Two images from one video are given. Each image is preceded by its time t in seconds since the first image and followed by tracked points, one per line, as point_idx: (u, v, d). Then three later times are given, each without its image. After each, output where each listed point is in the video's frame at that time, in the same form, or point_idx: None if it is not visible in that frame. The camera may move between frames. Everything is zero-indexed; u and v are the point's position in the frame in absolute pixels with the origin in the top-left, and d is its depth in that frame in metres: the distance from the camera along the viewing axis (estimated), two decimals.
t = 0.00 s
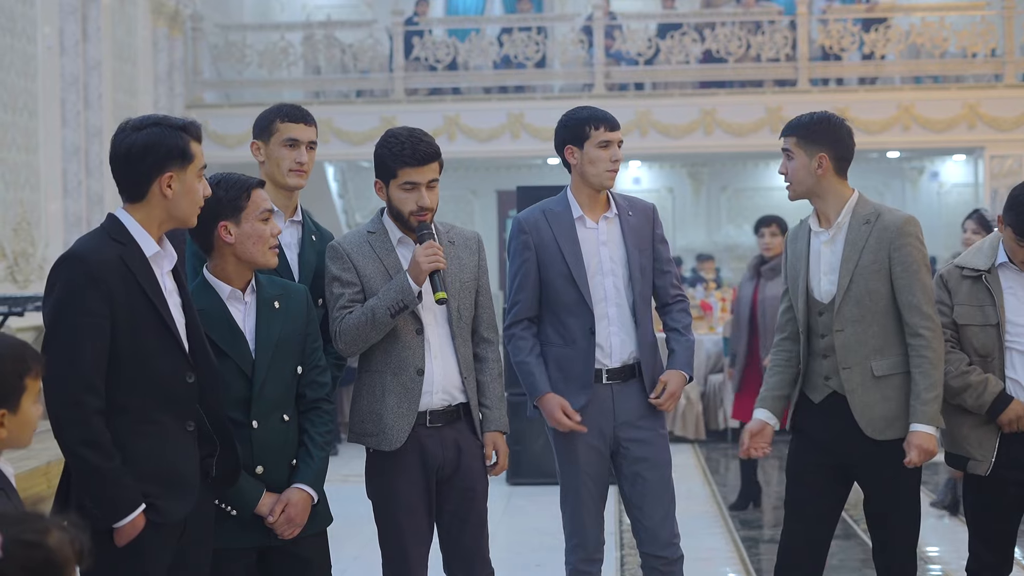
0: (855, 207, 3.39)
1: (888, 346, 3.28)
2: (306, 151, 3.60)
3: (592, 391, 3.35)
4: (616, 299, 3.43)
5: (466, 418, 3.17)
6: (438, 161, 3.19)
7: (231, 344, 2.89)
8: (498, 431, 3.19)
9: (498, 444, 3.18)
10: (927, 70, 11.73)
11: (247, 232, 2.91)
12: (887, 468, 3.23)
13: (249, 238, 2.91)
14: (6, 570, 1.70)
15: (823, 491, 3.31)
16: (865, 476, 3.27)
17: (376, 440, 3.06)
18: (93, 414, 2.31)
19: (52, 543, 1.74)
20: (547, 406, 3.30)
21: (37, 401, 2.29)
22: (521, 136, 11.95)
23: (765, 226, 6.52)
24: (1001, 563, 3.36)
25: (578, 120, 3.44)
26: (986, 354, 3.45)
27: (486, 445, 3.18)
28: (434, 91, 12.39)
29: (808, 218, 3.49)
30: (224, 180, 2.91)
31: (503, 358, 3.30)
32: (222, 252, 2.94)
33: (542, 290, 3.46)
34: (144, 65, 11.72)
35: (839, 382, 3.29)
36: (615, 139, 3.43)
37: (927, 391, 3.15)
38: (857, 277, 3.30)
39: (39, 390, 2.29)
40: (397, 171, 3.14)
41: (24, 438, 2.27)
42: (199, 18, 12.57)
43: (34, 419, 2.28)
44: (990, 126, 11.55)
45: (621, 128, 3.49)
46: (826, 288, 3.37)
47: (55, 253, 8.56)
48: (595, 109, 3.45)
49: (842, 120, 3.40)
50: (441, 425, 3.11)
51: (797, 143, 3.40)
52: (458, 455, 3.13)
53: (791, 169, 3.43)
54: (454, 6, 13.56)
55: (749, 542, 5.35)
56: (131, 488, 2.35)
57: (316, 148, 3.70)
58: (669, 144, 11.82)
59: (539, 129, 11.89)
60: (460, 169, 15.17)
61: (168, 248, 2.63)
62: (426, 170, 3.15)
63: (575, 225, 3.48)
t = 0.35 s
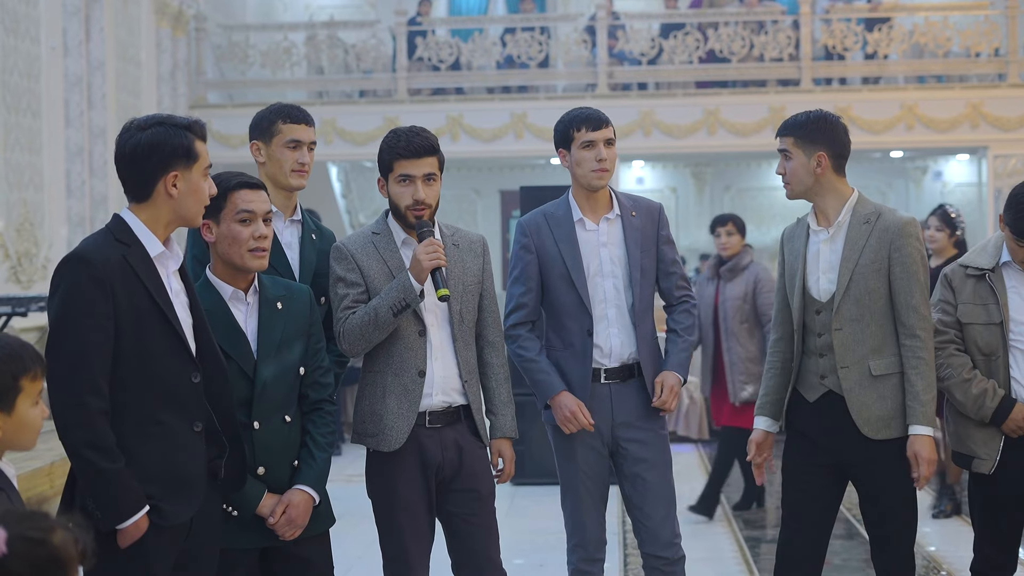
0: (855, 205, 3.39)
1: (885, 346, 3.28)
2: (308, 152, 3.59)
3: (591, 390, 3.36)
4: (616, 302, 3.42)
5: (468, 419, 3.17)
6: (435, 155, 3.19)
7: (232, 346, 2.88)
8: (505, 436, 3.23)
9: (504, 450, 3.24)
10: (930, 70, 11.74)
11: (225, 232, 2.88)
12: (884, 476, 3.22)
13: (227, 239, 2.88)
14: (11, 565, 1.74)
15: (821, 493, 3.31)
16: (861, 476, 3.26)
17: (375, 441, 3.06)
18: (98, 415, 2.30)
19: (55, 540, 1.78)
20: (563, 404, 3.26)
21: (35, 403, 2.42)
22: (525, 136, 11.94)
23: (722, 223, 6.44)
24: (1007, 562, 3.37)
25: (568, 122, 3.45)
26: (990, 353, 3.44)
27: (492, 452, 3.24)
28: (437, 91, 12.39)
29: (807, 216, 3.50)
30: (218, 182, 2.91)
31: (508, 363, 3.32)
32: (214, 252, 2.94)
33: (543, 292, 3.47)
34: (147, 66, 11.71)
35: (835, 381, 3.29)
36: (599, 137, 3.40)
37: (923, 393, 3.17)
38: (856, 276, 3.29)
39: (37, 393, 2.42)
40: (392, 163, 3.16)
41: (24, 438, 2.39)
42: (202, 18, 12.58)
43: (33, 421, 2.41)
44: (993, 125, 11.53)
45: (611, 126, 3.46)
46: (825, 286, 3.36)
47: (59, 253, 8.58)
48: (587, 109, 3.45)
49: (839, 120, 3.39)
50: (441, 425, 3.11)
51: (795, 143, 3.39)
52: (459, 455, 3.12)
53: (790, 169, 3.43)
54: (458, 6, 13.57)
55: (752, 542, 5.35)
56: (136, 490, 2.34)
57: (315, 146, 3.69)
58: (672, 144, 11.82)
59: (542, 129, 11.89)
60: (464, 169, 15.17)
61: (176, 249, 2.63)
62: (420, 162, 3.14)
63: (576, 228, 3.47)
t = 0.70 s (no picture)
0: (838, 207, 3.39)
1: (863, 347, 3.28)
2: (307, 152, 3.58)
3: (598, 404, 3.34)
4: (617, 304, 3.42)
5: (475, 421, 3.14)
6: (444, 152, 3.19)
7: (236, 347, 2.89)
8: (524, 432, 3.16)
9: (519, 445, 3.14)
10: (933, 70, 11.75)
11: (223, 230, 2.88)
12: (856, 480, 3.23)
13: (224, 238, 2.88)
14: (12, 567, 1.68)
15: (793, 493, 3.32)
16: (830, 476, 3.26)
17: (381, 440, 3.07)
18: (95, 415, 2.30)
19: (56, 541, 1.72)
20: (560, 433, 3.26)
21: (33, 405, 2.32)
22: (527, 137, 11.95)
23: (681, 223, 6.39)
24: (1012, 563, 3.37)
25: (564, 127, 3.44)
26: (994, 353, 3.44)
27: (505, 448, 3.14)
28: (440, 91, 12.40)
29: (791, 215, 3.49)
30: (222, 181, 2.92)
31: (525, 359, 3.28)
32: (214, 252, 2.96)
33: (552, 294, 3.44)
34: (150, 67, 11.72)
35: (810, 381, 3.29)
36: (593, 141, 3.38)
37: (896, 394, 3.16)
38: (837, 277, 3.29)
39: (35, 395, 2.33)
40: (402, 160, 3.16)
41: (20, 440, 2.29)
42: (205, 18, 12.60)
43: (31, 423, 2.31)
44: (995, 126, 11.54)
45: (607, 130, 3.43)
46: (806, 286, 3.35)
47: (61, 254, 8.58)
48: (584, 113, 3.42)
49: (825, 118, 3.38)
50: (449, 427, 3.11)
51: (785, 141, 3.38)
52: (466, 458, 3.11)
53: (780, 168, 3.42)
54: (460, 7, 13.58)
55: (755, 543, 5.35)
56: (134, 489, 2.34)
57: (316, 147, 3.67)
58: (675, 145, 11.82)
59: (545, 130, 11.89)
60: (466, 170, 15.18)
61: (184, 251, 2.63)
62: (429, 159, 3.14)
63: (578, 230, 3.47)
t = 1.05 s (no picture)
0: (821, 211, 3.38)
1: (839, 351, 3.27)
2: (310, 151, 3.58)
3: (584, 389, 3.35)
4: (617, 306, 3.42)
5: (499, 421, 3.13)
6: (465, 147, 3.17)
7: (241, 347, 2.88)
8: (535, 435, 3.09)
9: (530, 449, 3.09)
10: (936, 71, 11.75)
11: (228, 231, 2.89)
12: (835, 482, 3.22)
13: (228, 239, 2.89)
14: (16, 569, 1.66)
15: (763, 488, 3.31)
16: (805, 476, 3.26)
17: (403, 436, 3.09)
18: (103, 414, 2.30)
19: (62, 542, 1.71)
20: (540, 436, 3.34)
21: (35, 407, 2.25)
22: (530, 137, 11.94)
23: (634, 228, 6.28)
24: (1015, 564, 3.37)
25: (569, 126, 3.44)
26: (1000, 355, 3.44)
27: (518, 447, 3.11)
28: (443, 92, 12.40)
29: (770, 217, 3.48)
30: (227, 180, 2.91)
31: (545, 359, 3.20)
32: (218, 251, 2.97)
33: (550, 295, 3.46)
34: (154, 68, 11.75)
35: (785, 383, 3.28)
36: (594, 141, 3.38)
37: (875, 401, 3.16)
38: (816, 282, 3.29)
39: (38, 395, 2.25)
40: (423, 157, 3.15)
41: (21, 441, 2.21)
42: (209, 20, 12.62)
43: (32, 425, 2.23)
44: (999, 126, 11.54)
45: (608, 129, 3.41)
46: (785, 289, 3.35)
47: (65, 254, 8.60)
48: (588, 113, 3.42)
49: (806, 119, 3.38)
50: (472, 427, 3.10)
51: (772, 142, 3.37)
52: (487, 457, 3.11)
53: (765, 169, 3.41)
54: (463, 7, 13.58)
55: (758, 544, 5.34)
56: (140, 489, 2.34)
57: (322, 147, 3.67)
58: (678, 145, 11.82)
59: (548, 130, 11.88)
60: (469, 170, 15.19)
61: (190, 252, 2.62)
62: (450, 154, 3.13)
63: (579, 232, 3.47)
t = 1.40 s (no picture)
0: (815, 208, 3.39)
1: (840, 346, 3.28)
2: (319, 149, 3.55)
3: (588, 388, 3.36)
4: (624, 306, 3.42)
5: (525, 420, 3.12)
6: (492, 147, 3.15)
7: (245, 346, 2.88)
8: (566, 435, 3.10)
9: (561, 449, 3.10)
10: (939, 72, 11.75)
11: (269, 236, 2.87)
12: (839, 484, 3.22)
13: (270, 244, 2.87)
14: (21, 571, 1.57)
15: (770, 490, 3.31)
16: (813, 477, 3.26)
17: (429, 436, 3.09)
18: (106, 415, 2.30)
19: (68, 543, 1.63)
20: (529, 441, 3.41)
21: (39, 407, 2.22)
22: (534, 138, 11.95)
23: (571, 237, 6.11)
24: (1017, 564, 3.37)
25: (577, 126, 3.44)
26: (997, 355, 3.43)
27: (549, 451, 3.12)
28: (447, 93, 12.40)
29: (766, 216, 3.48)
30: (251, 184, 2.87)
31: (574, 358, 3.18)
32: (243, 258, 2.90)
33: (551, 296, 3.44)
34: (158, 69, 11.76)
35: (790, 382, 3.28)
36: (602, 142, 3.37)
37: (872, 395, 3.17)
38: (816, 278, 3.29)
39: (42, 396, 2.22)
40: (452, 156, 3.14)
41: (26, 442, 2.18)
42: (212, 20, 12.62)
43: (37, 425, 2.20)
44: (1003, 127, 11.53)
45: (615, 129, 3.40)
46: (785, 288, 3.35)
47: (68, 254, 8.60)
48: (598, 113, 3.41)
49: (797, 118, 3.39)
50: (497, 426, 3.10)
51: (769, 146, 3.36)
52: (509, 455, 3.11)
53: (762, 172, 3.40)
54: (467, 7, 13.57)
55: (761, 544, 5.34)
56: (146, 490, 2.34)
57: (333, 146, 3.64)
58: (681, 146, 11.82)
59: (552, 131, 11.89)
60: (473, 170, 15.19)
61: (192, 251, 2.62)
62: (477, 154, 3.12)
63: (585, 232, 3.47)
